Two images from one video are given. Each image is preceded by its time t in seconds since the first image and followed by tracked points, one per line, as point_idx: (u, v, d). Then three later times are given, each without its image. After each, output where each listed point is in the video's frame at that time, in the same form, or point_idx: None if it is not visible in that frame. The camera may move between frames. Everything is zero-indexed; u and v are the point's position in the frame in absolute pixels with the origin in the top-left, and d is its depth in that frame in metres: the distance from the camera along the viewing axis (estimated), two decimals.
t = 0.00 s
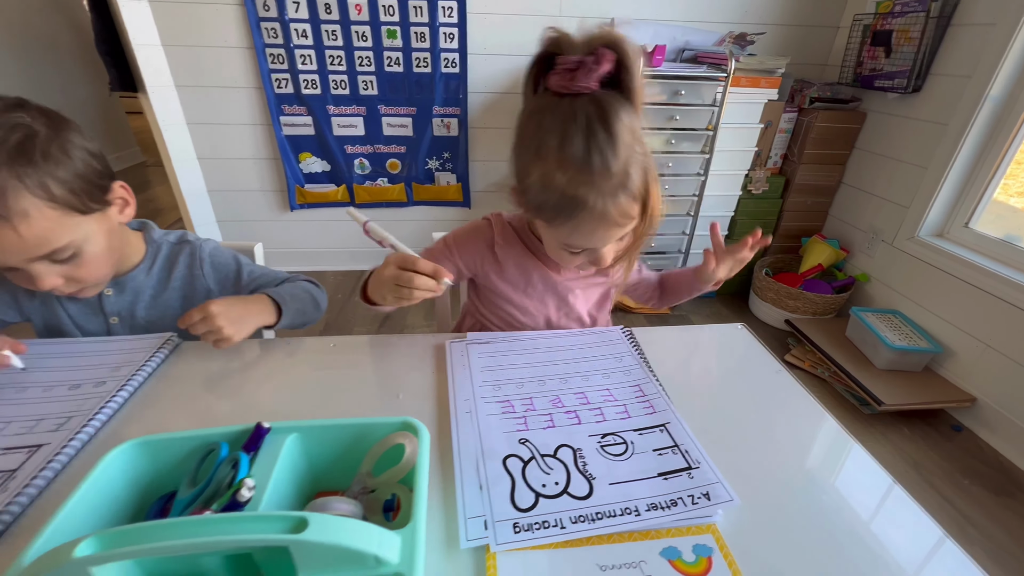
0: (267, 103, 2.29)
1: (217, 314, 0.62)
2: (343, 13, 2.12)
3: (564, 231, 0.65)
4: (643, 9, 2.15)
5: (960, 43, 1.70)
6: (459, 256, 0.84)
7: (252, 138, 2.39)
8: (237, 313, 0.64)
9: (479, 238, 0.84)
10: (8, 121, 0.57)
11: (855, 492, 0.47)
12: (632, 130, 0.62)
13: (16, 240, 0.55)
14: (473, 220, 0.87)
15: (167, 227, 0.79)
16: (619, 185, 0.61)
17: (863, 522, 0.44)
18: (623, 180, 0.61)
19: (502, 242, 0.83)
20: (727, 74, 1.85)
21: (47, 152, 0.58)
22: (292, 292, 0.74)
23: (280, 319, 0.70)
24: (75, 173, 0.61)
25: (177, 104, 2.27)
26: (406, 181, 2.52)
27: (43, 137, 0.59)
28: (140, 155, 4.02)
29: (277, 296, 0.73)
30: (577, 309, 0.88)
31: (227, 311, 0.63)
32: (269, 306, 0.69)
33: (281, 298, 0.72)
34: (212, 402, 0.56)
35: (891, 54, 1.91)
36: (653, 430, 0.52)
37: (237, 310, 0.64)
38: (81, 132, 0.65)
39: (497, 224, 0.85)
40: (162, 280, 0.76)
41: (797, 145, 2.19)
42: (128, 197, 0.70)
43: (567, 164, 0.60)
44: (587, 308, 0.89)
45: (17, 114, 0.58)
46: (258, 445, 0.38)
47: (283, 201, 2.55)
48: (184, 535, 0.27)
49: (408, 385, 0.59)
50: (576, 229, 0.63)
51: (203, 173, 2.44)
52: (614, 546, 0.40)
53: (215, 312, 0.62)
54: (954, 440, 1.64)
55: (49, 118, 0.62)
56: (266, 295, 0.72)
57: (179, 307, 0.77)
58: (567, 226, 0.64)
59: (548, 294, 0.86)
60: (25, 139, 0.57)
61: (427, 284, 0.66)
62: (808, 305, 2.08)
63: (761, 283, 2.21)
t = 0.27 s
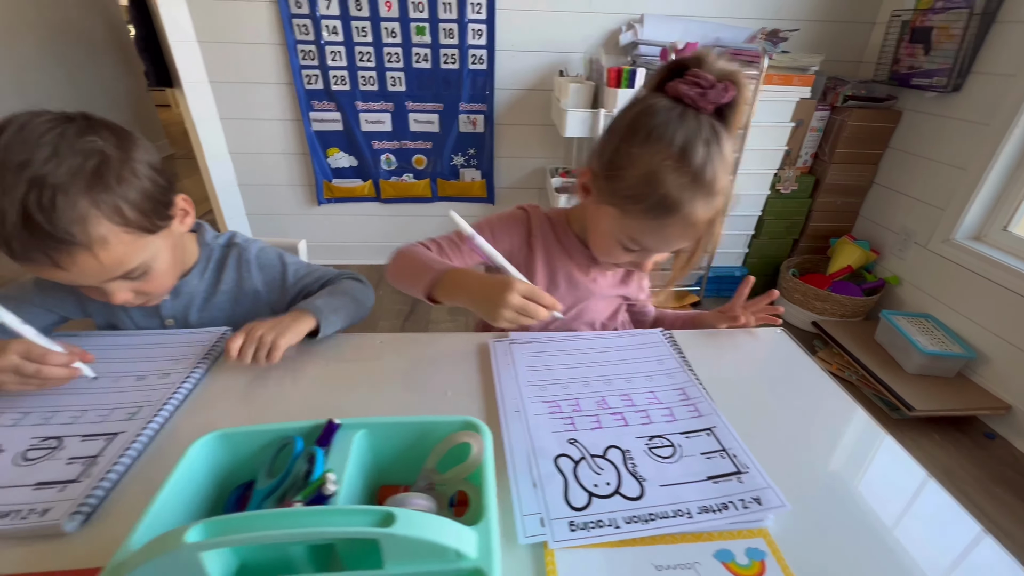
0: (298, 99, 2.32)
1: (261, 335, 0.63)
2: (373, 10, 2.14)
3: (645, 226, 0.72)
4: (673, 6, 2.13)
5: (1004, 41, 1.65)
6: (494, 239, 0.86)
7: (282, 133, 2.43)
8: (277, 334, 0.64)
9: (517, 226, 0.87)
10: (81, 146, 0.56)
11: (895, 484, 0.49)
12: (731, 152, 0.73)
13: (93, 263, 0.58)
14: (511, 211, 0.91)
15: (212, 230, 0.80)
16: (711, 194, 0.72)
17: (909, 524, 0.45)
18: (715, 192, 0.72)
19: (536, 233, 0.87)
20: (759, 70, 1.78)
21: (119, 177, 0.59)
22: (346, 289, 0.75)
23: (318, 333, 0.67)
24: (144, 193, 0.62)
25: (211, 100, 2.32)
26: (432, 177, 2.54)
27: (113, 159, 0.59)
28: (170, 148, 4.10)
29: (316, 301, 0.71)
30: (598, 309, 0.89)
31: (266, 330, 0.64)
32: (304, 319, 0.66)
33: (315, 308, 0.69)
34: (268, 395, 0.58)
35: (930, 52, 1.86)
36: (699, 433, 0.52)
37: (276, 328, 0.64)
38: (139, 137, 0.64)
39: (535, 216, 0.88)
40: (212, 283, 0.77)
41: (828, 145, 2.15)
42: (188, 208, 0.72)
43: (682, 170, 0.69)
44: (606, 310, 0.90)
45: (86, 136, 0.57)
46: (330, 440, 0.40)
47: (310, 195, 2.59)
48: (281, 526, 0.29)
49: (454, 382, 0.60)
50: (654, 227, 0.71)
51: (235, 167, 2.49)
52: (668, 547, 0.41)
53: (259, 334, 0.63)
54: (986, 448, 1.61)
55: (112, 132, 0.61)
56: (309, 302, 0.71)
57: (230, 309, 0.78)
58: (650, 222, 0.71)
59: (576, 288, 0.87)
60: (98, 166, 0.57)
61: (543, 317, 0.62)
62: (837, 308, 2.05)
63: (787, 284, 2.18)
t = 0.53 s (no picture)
0: (334, 94, 2.34)
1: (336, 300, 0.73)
2: (410, 6, 2.14)
3: (728, 225, 0.72)
4: None
5: None
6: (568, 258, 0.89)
7: (317, 128, 2.46)
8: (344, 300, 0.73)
9: (588, 243, 0.90)
10: (181, 179, 0.57)
11: (954, 484, 0.50)
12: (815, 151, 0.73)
13: (192, 289, 0.60)
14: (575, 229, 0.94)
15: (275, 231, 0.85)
16: (796, 193, 0.72)
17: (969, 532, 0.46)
18: (799, 191, 0.72)
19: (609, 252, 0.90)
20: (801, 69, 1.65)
21: (214, 207, 0.60)
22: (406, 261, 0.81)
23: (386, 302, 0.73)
24: (234, 220, 0.63)
25: (250, 94, 2.36)
26: (463, 173, 2.54)
27: (208, 189, 0.60)
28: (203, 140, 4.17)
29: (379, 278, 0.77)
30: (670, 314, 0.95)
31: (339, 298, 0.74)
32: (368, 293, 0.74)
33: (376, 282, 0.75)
34: (337, 392, 0.60)
35: (985, 49, 1.77)
36: (766, 444, 0.53)
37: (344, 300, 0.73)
38: (226, 162, 0.66)
39: (603, 232, 0.91)
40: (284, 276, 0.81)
41: (871, 144, 2.09)
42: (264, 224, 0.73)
43: (770, 166, 0.69)
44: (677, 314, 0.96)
45: (185, 168, 0.58)
46: (418, 444, 0.41)
47: (344, 189, 2.62)
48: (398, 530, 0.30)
49: (515, 383, 0.61)
50: (739, 225, 0.71)
51: (271, 161, 2.53)
52: (743, 558, 0.42)
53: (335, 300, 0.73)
54: None
55: (204, 159, 0.62)
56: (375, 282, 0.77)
57: (300, 300, 0.82)
58: (734, 219, 0.71)
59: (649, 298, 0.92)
60: (197, 198, 0.58)
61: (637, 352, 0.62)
62: (874, 311, 2.01)
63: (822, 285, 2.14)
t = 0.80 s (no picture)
0: (371, 84, 2.34)
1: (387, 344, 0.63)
2: None
3: (793, 217, 0.68)
4: None
5: None
6: (618, 261, 0.89)
7: (353, 119, 2.47)
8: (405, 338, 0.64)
9: (637, 245, 0.90)
10: (267, 173, 0.61)
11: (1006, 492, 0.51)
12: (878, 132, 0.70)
13: (269, 281, 0.64)
14: (621, 231, 0.93)
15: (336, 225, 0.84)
16: (865, 176, 0.68)
17: None
18: (868, 173, 0.68)
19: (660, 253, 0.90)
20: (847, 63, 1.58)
21: (295, 201, 0.64)
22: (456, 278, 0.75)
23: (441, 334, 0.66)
24: (311, 214, 0.66)
25: (289, 83, 2.37)
26: (497, 164, 2.51)
27: (291, 184, 0.64)
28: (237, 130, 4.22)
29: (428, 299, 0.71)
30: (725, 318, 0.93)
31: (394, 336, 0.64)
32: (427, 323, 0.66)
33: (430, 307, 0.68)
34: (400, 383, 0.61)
35: None
36: (844, 450, 0.52)
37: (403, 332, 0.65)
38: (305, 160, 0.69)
39: (652, 234, 0.91)
40: (336, 277, 0.80)
41: (922, 139, 2.01)
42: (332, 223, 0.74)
43: (831, 153, 0.66)
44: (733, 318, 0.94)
45: (270, 163, 0.62)
46: (506, 440, 0.41)
47: (378, 179, 2.62)
48: (506, 526, 0.30)
49: (579, 379, 0.61)
50: (805, 217, 0.68)
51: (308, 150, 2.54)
52: (829, 565, 0.41)
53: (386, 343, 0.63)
54: None
55: (287, 155, 0.66)
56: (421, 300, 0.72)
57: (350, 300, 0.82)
58: (797, 209, 0.68)
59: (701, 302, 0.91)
60: (280, 191, 0.62)
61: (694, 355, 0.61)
62: (920, 313, 1.94)
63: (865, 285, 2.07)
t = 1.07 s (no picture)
0: (409, 72, 2.27)
1: (458, 347, 0.62)
2: None
3: (830, 195, 0.63)
4: None
5: None
6: (666, 254, 0.85)
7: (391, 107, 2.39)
8: (475, 339, 0.63)
9: (685, 238, 0.86)
10: (336, 174, 0.63)
11: None
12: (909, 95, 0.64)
13: (354, 280, 0.67)
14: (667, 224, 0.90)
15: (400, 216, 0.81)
16: (902, 142, 0.62)
17: None
18: (906, 139, 0.62)
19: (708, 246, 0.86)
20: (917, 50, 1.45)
21: (367, 198, 0.66)
22: (521, 282, 0.73)
23: (507, 333, 0.66)
24: (381, 206, 0.69)
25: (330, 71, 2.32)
26: (532, 154, 2.40)
27: (360, 181, 0.66)
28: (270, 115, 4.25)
29: (494, 299, 0.70)
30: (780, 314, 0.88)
31: (462, 337, 0.64)
32: (495, 323, 0.66)
33: (497, 306, 0.68)
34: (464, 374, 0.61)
35: None
36: (930, 456, 0.50)
37: (470, 332, 0.64)
38: (364, 152, 0.71)
39: (700, 226, 0.87)
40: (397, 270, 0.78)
41: (983, 132, 1.91)
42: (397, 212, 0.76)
43: (853, 122, 0.61)
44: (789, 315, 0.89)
45: (337, 163, 0.64)
46: (591, 435, 0.40)
47: (412, 168, 2.54)
48: (614, 524, 0.30)
49: (643, 375, 0.61)
50: (840, 195, 0.62)
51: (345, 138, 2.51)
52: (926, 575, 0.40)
53: (455, 345, 0.62)
54: None
55: (350, 152, 0.67)
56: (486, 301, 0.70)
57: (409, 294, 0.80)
58: (830, 186, 0.63)
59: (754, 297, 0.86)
60: (351, 190, 0.64)
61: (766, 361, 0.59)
62: (972, 315, 1.86)
63: (912, 284, 1.98)
